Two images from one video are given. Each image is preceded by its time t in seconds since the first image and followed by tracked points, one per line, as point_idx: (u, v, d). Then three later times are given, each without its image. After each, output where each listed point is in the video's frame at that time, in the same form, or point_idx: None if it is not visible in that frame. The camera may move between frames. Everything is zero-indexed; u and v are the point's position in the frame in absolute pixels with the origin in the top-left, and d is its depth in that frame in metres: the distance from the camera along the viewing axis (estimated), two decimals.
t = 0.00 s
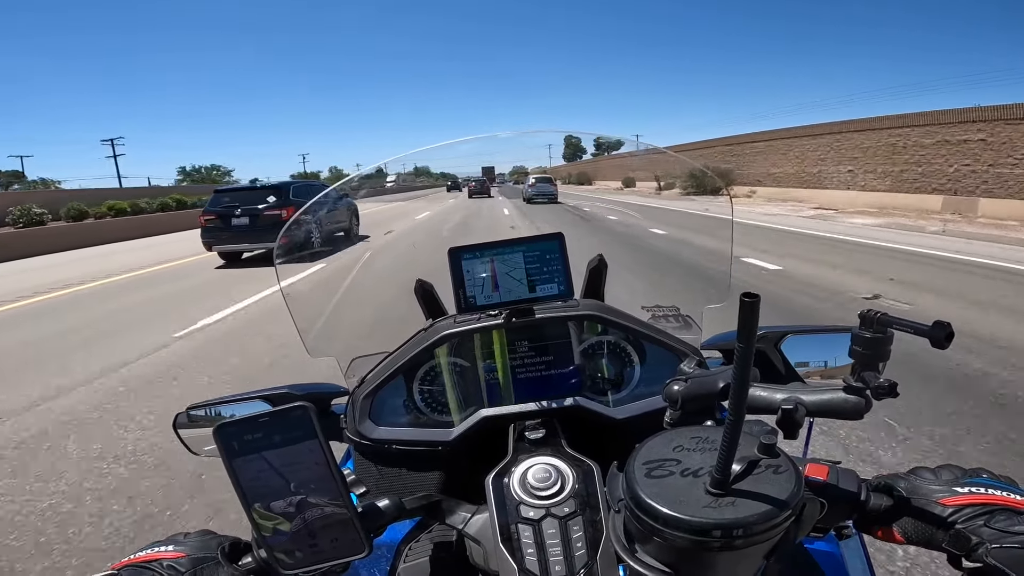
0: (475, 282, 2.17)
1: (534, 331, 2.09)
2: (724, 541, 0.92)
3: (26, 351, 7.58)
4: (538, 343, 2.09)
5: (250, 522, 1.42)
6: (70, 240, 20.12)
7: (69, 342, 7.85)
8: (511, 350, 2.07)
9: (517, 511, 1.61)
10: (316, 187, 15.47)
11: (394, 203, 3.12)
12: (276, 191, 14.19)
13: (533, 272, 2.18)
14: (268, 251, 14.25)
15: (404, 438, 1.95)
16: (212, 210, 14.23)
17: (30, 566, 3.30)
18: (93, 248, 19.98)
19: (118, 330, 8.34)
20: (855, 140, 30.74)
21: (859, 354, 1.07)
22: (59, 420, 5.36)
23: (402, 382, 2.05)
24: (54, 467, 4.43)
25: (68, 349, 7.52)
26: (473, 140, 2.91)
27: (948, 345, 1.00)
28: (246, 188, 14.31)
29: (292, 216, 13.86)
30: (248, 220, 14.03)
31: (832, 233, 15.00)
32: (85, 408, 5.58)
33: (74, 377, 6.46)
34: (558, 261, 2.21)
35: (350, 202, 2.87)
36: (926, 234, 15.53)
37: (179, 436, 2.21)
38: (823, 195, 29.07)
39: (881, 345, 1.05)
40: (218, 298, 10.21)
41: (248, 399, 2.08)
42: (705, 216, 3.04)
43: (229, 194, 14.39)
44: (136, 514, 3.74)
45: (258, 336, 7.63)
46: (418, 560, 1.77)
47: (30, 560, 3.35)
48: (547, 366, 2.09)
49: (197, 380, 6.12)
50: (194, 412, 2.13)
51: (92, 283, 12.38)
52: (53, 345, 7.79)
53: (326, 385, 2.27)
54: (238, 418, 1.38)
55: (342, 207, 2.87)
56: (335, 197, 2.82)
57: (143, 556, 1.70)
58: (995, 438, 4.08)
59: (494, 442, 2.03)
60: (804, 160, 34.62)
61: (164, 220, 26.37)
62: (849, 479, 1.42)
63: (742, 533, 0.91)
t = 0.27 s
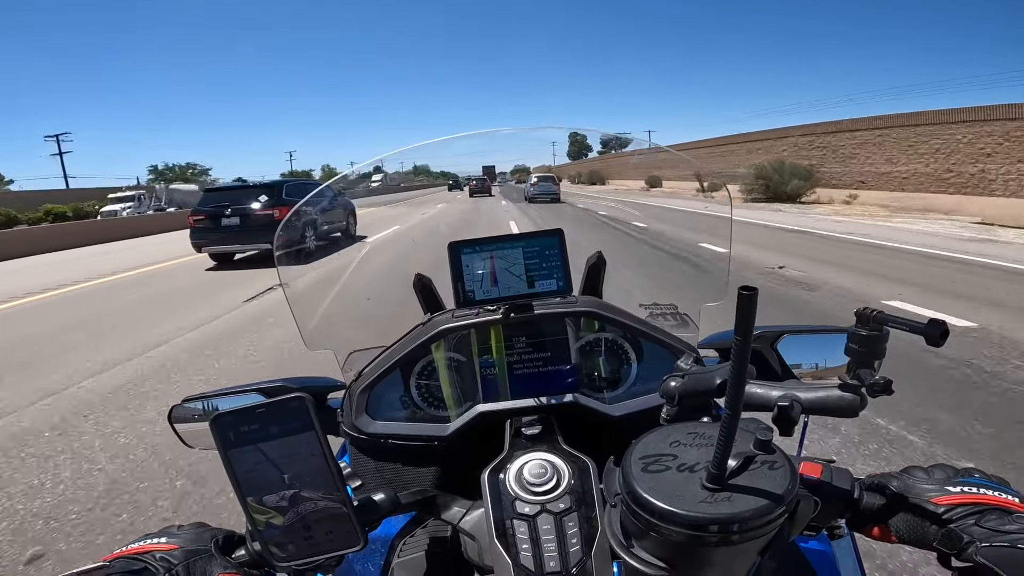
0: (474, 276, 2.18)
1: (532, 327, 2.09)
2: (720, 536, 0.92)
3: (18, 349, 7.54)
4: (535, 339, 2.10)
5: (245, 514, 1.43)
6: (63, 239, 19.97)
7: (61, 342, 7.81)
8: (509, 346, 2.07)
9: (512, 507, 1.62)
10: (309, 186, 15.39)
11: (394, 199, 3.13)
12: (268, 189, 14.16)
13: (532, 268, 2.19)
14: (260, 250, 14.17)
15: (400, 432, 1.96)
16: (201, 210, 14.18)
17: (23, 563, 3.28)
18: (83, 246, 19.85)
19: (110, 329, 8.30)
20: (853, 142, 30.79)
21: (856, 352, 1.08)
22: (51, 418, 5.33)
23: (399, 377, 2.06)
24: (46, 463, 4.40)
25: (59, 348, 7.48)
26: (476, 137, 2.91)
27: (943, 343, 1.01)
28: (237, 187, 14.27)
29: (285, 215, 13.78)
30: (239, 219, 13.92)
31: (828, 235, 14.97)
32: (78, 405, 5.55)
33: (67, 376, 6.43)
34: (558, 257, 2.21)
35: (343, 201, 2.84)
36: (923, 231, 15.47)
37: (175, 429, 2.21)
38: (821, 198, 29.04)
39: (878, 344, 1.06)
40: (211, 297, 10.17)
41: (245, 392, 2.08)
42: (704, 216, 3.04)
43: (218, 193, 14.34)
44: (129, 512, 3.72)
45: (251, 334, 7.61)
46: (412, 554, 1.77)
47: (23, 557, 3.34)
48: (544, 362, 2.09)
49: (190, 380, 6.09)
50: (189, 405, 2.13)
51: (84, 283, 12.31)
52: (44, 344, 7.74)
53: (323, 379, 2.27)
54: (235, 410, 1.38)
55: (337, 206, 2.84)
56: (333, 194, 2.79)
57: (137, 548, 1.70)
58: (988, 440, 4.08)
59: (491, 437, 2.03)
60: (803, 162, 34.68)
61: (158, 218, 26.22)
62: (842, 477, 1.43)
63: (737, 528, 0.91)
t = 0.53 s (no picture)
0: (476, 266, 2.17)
1: (532, 320, 2.08)
2: (723, 530, 0.91)
3: (6, 352, 7.47)
4: (535, 332, 2.09)
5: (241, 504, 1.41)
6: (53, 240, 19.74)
7: (49, 345, 7.73)
8: (508, 338, 2.06)
9: (510, 500, 1.61)
10: (300, 185, 15.26)
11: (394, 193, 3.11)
12: (258, 187, 14.07)
13: (534, 259, 2.18)
14: (250, 251, 14.05)
15: (398, 424, 1.94)
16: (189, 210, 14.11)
17: (19, 564, 3.26)
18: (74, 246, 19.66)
19: (99, 332, 8.22)
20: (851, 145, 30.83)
21: (860, 346, 1.07)
22: (45, 419, 5.31)
23: (397, 368, 2.05)
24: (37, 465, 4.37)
25: (47, 352, 7.41)
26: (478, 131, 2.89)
27: (949, 337, 1.00)
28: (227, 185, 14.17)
29: (276, 216, 13.70)
30: (229, 220, 13.77)
31: (822, 237, 14.93)
32: (66, 409, 5.50)
33: (57, 379, 6.37)
34: (560, 249, 2.21)
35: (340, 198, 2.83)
36: (918, 232, 15.44)
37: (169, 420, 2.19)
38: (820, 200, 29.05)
39: (882, 337, 1.05)
40: (202, 299, 10.07)
41: (241, 381, 2.07)
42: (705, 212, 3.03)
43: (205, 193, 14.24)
44: (119, 516, 3.69)
45: (246, 334, 7.58)
46: (408, 547, 1.77)
47: (20, 558, 3.32)
48: (543, 356, 2.08)
49: (179, 381, 6.04)
50: (184, 394, 2.12)
51: (74, 285, 12.20)
52: (32, 347, 7.67)
53: (319, 370, 2.26)
54: (232, 396, 1.37)
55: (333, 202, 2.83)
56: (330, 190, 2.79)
57: (129, 538, 1.69)
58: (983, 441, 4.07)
59: (488, 431, 2.02)
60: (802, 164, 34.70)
61: (148, 216, 25.97)
62: (842, 473, 1.43)
63: (739, 521, 0.90)
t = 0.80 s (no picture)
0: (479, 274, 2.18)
1: (533, 327, 2.10)
2: (720, 540, 0.93)
3: (1, 355, 7.45)
4: (536, 339, 2.10)
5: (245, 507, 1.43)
6: (45, 239, 19.59)
7: (52, 346, 7.77)
8: (509, 344, 2.08)
9: (510, 506, 1.62)
10: (290, 186, 15.25)
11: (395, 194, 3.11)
12: (246, 188, 14.07)
13: (536, 268, 2.20)
14: (239, 253, 14.04)
15: (400, 429, 1.96)
16: (177, 211, 14.08)
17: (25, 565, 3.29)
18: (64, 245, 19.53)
19: (93, 334, 8.21)
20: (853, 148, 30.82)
21: (858, 361, 1.08)
22: (49, 420, 5.34)
23: (399, 373, 2.06)
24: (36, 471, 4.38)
25: (43, 354, 7.39)
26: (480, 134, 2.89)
27: (946, 354, 1.01)
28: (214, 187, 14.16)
29: (267, 218, 13.70)
30: (217, 221, 13.81)
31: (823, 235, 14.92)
32: (67, 411, 5.52)
33: (53, 382, 6.37)
34: (562, 257, 2.22)
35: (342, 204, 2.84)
36: (915, 231, 15.46)
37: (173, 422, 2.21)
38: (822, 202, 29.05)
39: (880, 352, 1.06)
40: (196, 299, 10.07)
41: (244, 385, 2.08)
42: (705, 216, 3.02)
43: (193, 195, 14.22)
44: (116, 521, 3.70)
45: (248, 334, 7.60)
46: (409, 551, 1.77)
47: (27, 559, 3.35)
48: (544, 363, 2.09)
49: (175, 386, 6.05)
50: (188, 397, 2.13)
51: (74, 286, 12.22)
52: (32, 349, 7.68)
53: (322, 373, 2.27)
54: (237, 403, 1.38)
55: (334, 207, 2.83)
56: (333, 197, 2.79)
57: (132, 540, 1.70)
58: (978, 445, 4.09)
59: (489, 436, 2.03)
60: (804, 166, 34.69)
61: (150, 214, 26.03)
62: (838, 482, 1.45)
63: (737, 532, 0.92)
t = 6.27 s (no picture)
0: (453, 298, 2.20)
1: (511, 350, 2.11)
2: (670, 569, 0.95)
3: None
4: (515, 361, 2.12)
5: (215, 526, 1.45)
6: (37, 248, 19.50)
7: (40, 356, 7.74)
8: (489, 366, 2.09)
9: (482, 526, 1.63)
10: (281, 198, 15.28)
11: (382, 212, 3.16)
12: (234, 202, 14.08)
13: (511, 293, 2.22)
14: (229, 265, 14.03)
15: (377, 448, 1.97)
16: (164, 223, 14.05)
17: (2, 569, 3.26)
18: (51, 253, 19.34)
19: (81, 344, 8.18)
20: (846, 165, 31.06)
21: (812, 392, 1.12)
22: (34, 429, 5.31)
23: (378, 394, 2.08)
24: (12, 477, 4.31)
25: (26, 366, 7.32)
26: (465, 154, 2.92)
27: (893, 389, 1.05)
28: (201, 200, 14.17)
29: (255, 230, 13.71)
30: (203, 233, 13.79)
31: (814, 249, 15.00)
32: (52, 420, 5.49)
33: (35, 392, 6.30)
34: (536, 283, 2.25)
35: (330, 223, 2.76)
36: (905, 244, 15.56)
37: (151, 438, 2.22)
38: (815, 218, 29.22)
39: (834, 386, 1.10)
40: (183, 311, 10.02)
41: (223, 404, 2.09)
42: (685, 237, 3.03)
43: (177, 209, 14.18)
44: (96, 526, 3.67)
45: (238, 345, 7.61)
46: (385, 567, 1.75)
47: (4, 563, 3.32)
48: (523, 384, 2.11)
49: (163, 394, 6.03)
50: (165, 414, 2.13)
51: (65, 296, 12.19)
52: (20, 359, 7.65)
53: (302, 392, 2.28)
54: (205, 427, 1.40)
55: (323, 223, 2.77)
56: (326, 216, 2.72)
57: (101, 556, 1.70)
58: (960, 462, 4.13)
59: (466, 455, 2.05)
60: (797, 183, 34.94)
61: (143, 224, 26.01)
62: (798, 505, 1.44)
63: (686, 562, 0.94)
